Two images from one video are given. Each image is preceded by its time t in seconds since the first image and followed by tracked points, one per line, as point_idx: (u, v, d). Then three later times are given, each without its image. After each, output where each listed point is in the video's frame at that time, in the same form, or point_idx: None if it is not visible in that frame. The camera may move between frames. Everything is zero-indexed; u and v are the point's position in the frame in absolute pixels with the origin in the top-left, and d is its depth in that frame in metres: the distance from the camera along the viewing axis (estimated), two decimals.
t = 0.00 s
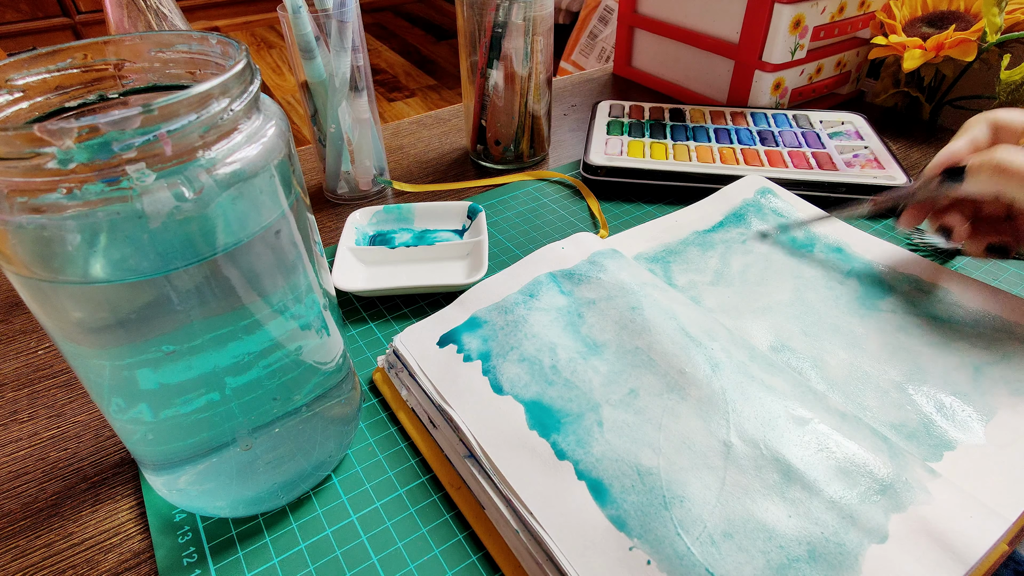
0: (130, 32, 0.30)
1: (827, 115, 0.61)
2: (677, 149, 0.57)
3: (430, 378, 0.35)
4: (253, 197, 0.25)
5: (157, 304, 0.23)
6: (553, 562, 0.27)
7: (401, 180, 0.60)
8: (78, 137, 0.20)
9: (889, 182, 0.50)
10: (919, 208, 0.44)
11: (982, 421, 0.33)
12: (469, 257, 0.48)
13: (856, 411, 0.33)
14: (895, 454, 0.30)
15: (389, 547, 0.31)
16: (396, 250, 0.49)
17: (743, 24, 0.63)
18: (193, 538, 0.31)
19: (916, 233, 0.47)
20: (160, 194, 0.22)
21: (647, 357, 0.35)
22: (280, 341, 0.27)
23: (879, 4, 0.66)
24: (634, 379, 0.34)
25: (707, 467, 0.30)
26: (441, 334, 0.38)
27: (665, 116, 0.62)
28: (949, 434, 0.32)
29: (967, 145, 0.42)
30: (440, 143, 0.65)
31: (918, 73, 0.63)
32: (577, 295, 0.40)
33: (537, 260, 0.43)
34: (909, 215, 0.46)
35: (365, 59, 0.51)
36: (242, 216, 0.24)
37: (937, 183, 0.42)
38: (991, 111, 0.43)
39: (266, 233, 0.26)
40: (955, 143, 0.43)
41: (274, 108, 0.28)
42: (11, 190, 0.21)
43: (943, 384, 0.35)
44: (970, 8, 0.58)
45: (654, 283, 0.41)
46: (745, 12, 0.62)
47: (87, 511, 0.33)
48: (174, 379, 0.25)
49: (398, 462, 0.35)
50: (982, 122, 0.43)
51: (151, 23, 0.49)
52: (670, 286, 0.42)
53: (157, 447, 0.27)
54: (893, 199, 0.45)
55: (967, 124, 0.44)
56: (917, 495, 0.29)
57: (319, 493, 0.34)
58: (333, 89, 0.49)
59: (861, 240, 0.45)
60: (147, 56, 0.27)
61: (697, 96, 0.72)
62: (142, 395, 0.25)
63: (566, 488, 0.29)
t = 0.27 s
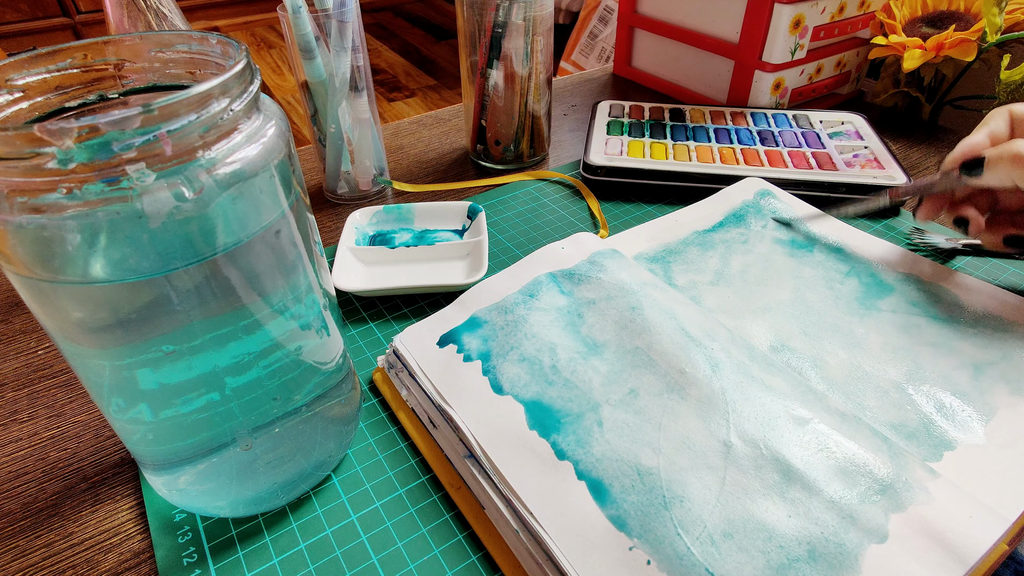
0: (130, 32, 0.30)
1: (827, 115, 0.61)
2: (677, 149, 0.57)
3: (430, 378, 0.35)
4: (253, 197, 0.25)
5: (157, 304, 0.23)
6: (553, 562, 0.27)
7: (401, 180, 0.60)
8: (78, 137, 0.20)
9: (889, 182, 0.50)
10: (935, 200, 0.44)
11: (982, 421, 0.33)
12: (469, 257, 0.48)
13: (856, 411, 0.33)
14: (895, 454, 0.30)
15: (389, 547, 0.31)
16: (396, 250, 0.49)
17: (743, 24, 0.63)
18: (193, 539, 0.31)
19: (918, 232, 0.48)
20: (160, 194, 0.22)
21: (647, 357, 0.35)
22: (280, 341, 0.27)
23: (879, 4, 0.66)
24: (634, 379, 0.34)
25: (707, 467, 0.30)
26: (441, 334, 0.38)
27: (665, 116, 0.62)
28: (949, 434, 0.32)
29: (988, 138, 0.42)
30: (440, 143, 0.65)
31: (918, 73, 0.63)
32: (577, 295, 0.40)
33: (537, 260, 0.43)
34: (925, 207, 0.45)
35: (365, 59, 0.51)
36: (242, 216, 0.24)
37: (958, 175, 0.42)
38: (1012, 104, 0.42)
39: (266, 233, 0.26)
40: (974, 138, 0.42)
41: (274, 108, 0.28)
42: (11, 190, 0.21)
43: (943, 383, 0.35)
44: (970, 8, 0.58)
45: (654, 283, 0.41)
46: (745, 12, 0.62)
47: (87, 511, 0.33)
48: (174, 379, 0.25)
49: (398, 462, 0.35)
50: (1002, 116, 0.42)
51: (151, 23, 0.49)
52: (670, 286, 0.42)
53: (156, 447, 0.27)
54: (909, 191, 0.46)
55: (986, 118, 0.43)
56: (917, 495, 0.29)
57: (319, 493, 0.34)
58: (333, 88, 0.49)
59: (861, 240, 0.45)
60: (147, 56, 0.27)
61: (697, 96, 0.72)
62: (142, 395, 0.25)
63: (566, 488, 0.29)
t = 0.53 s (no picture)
0: (130, 32, 0.30)
1: (827, 115, 0.61)
2: (677, 149, 0.57)
3: (430, 378, 0.35)
4: (253, 197, 0.25)
5: (157, 304, 0.23)
6: (553, 562, 0.27)
7: (401, 180, 0.60)
8: (78, 137, 0.20)
9: (889, 182, 0.51)
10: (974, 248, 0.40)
11: (982, 421, 0.33)
12: (469, 257, 0.48)
13: (856, 411, 0.33)
14: (895, 454, 0.30)
15: (389, 547, 0.31)
16: (396, 251, 0.49)
17: (743, 24, 0.63)
18: (193, 538, 0.31)
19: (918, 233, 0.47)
20: (160, 194, 0.22)
21: (647, 357, 0.35)
22: (280, 341, 0.27)
23: (879, 4, 0.66)
24: (634, 379, 0.34)
25: (707, 467, 0.30)
26: (441, 334, 0.38)
27: (665, 116, 0.62)
28: (949, 434, 0.32)
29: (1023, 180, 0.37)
30: (441, 143, 0.65)
31: (918, 73, 0.63)
32: (577, 295, 0.40)
33: (537, 260, 0.43)
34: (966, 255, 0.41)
35: (365, 59, 0.51)
36: (243, 217, 0.24)
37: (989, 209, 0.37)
38: None
39: (266, 233, 0.26)
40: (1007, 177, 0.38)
41: (274, 108, 0.28)
42: (11, 190, 0.21)
43: (943, 383, 0.35)
44: (970, 8, 0.58)
45: (654, 283, 0.41)
46: (745, 12, 0.62)
47: (87, 511, 0.33)
48: (174, 379, 0.25)
49: (398, 462, 0.35)
50: None
51: (151, 23, 0.49)
52: (671, 286, 0.42)
53: (156, 447, 0.27)
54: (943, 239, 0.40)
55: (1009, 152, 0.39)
56: (917, 495, 0.29)
57: (319, 493, 0.34)
58: (333, 89, 0.49)
59: (862, 240, 0.45)
60: (147, 56, 0.27)
61: (697, 96, 0.72)
62: (142, 395, 0.25)
63: (566, 488, 0.29)
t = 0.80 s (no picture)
0: (130, 33, 0.30)
1: (827, 115, 0.61)
2: (677, 149, 0.57)
3: (430, 378, 0.35)
4: (253, 197, 0.25)
5: (157, 304, 0.23)
6: (553, 562, 0.27)
7: (401, 180, 0.60)
8: (78, 137, 0.20)
9: (889, 182, 0.51)
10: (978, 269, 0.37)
11: (982, 421, 0.33)
12: (469, 257, 0.48)
13: (856, 411, 0.33)
14: (895, 454, 0.30)
15: (389, 547, 0.31)
16: (396, 251, 0.49)
17: (743, 24, 0.63)
18: (193, 538, 0.31)
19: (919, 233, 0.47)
20: (160, 194, 0.22)
21: (647, 357, 0.35)
22: (280, 341, 0.27)
23: (879, 4, 0.66)
24: (634, 379, 0.34)
25: (707, 467, 0.30)
26: (441, 334, 0.38)
27: (665, 117, 0.62)
28: (949, 434, 0.32)
29: None
30: (441, 143, 0.65)
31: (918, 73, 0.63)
32: (577, 295, 0.40)
33: (537, 260, 0.43)
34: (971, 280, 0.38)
35: (365, 59, 0.51)
36: (243, 217, 0.24)
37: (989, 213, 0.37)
38: None
39: (266, 233, 0.26)
40: None
41: (275, 108, 0.28)
42: (11, 190, 0.21)
43: (943, 384, 0.35)
44: (970, 8, 0.58)
45: (654, 283, 0.41)
46: (745, 12, 0.62)
47: (87, 511, 0.33)
48: (174, 379, 0.25)
49: (398, 462, 0.35)
50: None
51: (151, 23, 0.49)
52: (671, 286, 0.42)
53: (157, 447, 0.27)
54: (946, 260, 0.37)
55: None
56: (916, 496, 0.29)
57: (319, 493, 0.34)
58: (333, 89, 0.49)
59: (862, 240, 0.45)
60: (147, 56, 0.27)
61: (697, 96, 0.72)
62: (142, 395, 0.25)
63: (566, 488, 0.29)
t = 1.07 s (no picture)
0: (130, 32, 0.30)
1: (827, 115, 0.61)
2: (677, 149, 0.57)
3: (430, 378, 0.35)
4: (253, 197, 0.25)
5: (157, 304, 0.23)
6: (553, 562, 0.27)
7: (401, 180, 0.60)
8: (78, 137, 0.20)
9: (889, 182, 0.51)
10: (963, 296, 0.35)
11: (982, 421, 0.33)
12: (469, 257, 0.48)
13: (856, 411, 0.33)
14: (895, 454, 0.31)
15: (390, 547, 0.31)
16: (396, 251, 0.49)
17: (743, 24, 0.63)
18: (193, 538, 0.31)
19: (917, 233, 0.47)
20: (160, 194, 0.22)
21: (647, 357, 0.35)
22: (280, 341, 0.27)
23: (879, 4, 0.66)
24: (634, 379, 0.34)
25: (707, 467, 0.30)
26: (441, 334, 0.38)
27: (665, 117, 0.62)
28: (950, 435, 0.32)
29: (1022, 210, 0.31)
30: (441, 143, 0.65)
31: (918, 73, 0.63)
32: (577, 295, 0.40)
33: (537, 260, 0.43)
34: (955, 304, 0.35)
35: (365, 59, 0.51)
36: (243, 217, 0.24)
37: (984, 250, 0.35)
38: None
39: (267, 233, 0.26)
40: None
41: (275, 108, 0.28)
42: (11, 190, 0.21)
43: (943, 384, 0.35)
44: (970, 8, 0.58)
45: (653, 283, 0.41)
46: (745, 12, 0.62)
47: (87, 511, 0.33)
48: (174, 379, 0.25)
49: (399, 462, 0.35)
50: None
51: (151, 24, 0.49)
52: (670, 286, 0.42)
53: (157, 447, 0.27)
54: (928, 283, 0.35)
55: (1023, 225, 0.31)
56: (916, 496, 0.29)
57: (319, 493, 0.34)
58: (333, 89, 0.49)
59: (862, 240, 0.45)
60: (147, 56, 0.27)
61: (697, 96, 0.72)
62: (142, 395, 0.25)
63: (566, 488, 0.29)
